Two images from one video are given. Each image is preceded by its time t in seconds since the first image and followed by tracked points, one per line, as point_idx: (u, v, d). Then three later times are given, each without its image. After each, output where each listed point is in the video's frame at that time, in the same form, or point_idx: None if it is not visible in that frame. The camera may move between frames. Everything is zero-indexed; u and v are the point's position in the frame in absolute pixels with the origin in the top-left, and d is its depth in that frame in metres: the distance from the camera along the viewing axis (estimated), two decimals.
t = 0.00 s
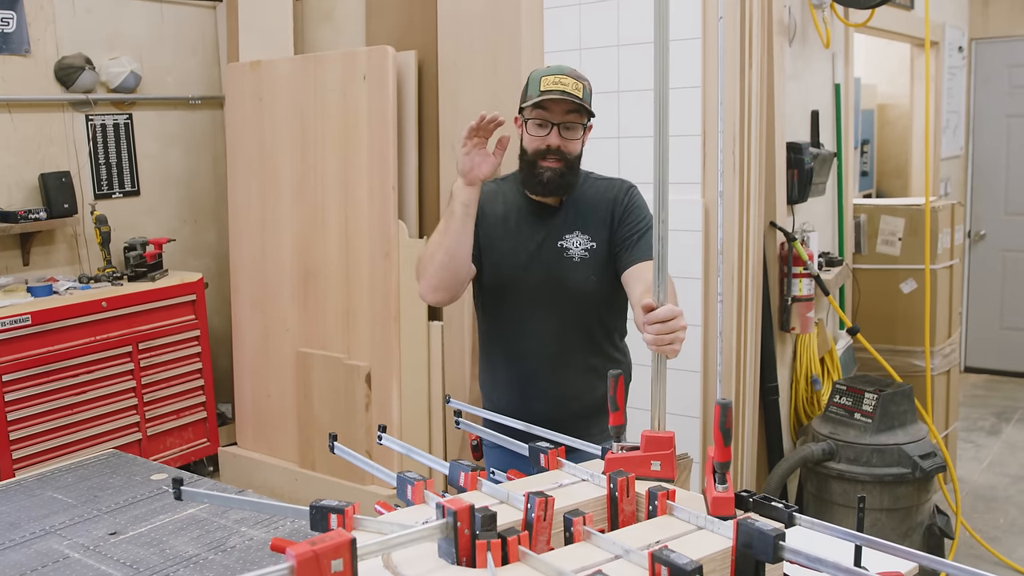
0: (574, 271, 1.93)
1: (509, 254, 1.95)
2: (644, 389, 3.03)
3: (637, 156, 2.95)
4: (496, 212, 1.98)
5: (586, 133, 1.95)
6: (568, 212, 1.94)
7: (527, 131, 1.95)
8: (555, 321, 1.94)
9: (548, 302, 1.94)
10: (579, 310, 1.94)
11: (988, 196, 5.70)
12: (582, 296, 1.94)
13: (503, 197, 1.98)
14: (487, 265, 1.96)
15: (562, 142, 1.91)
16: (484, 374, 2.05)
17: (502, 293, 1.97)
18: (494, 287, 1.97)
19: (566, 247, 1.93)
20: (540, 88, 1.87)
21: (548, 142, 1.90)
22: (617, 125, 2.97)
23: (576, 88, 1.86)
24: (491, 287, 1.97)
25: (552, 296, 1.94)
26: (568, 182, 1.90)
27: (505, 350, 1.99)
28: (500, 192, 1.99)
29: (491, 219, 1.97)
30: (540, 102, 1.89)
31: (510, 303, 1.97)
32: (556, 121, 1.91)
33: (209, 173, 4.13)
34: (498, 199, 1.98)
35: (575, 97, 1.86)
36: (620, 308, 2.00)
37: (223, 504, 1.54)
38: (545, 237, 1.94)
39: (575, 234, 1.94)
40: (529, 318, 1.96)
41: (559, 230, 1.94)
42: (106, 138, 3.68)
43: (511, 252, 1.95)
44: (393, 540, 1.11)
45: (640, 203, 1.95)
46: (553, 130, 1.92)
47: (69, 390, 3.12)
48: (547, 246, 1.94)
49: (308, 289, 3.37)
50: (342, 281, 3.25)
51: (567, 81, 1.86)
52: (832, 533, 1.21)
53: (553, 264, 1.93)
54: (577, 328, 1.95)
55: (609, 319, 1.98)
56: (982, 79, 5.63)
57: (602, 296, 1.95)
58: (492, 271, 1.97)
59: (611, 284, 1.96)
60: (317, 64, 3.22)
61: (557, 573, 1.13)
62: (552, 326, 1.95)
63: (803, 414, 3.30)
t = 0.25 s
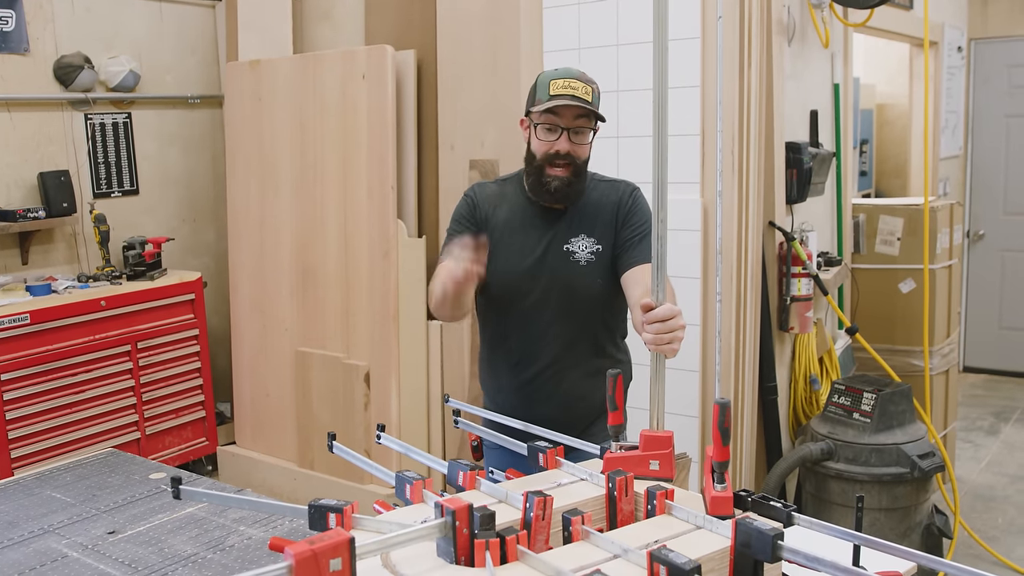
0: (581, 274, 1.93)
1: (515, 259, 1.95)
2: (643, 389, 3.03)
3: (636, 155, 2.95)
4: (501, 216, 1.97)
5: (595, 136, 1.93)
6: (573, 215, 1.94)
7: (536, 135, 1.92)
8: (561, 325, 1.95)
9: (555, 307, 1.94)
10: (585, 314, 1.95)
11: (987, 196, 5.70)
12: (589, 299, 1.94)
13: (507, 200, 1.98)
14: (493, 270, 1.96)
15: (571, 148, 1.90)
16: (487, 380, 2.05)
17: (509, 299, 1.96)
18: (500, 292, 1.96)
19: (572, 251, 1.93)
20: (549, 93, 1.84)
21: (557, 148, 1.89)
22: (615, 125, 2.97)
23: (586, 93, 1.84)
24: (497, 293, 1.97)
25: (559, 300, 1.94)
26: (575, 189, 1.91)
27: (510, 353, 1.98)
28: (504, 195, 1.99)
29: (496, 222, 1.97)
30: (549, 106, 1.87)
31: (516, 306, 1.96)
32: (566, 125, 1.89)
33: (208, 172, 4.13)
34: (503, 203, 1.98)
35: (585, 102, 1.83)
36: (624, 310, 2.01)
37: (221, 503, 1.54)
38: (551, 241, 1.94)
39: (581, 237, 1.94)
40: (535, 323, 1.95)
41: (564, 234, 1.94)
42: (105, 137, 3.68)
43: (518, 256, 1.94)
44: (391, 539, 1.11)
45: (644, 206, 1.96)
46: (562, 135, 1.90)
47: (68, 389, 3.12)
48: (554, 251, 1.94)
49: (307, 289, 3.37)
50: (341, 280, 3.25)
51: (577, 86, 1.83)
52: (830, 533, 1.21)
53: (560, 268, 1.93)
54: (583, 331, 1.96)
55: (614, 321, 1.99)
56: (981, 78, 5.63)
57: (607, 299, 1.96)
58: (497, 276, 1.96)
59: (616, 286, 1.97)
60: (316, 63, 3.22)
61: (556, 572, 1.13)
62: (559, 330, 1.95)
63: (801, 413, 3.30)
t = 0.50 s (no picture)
0: (581, 277, 1.93)
1: (516, 263, 1.95)
2: (642, 388, 3.04)
3: (635, 154, 2.95)
4: (500, 219, 1.97)
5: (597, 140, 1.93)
6: (572, 217, 1.94)
7: (538, 136, 1.92)
8: (561, 327, 1.95)
9: (555, 309, 1.94)
10: (585, 316, 1.95)
11: (986, 194, 5.70)
12: (589, 301, 1.94)
13: (507, 203, 1.98)
14: (494, 276, 1.97)
15: (574, 151, 1.89)
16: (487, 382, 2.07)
17: (510, 303, 1.97)
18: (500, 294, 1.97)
19: (572, 253, 1.93)
20: (555, 94, 1.83)
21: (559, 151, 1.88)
22: (614, 124, 2.97)
23: (591, 97, 1.83)
24: (499, 298, 1.97)
25: (559, 302, 1.94)
26: (575, 189, 1.89)
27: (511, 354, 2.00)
28: (503, 198, 1.99)
29: (495, 226, 1.98)
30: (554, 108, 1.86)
31: (516, 309, 1.97)
32: (569, 129, 1.88)
33: (207, 172, 4.13)
34: (502, 206, 1.98)
35: (589, 106, 1.83)
36: (624, 311, 2.01)
37: (221, 503, 1.54)
38: (551, 244, 1.94)
39: (581, 240, 1.94)
40: (535, 327, 1.96)
41: (564, 236, 1.94)
42: (104, 137, 3.68)
43: (518, 259, 1.95)
44: (390, 538, 1.11)
45: (643, 207, 1.96)
46: (564, 137, 1.89)
47: (68, 390, 3.12)
48: (554, 254, 1.94)
49: (306, 289, 3.37)
50: (340, 281, 3.25)
51: (582, 89, 1.82)
52: (829, 531, 1.20)
53: (560, 271, 1.93)
54: (584, 334, 1.96)
55: (614, 323, 1.99)
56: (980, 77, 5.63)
57: (607, 301, 1.96)
58: (499, 282, 1.97)
59: (615, 287, 1.97)
60: (315, 63, 3.22)
61: (555, 571, 1.13)
62: (559, 333, 1.95)
63: (801, 413, 3.30)
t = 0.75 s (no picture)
0: (574, 272, 1.93)
1: (508, 258, 1.96)
2: (641, 386, 3.04)
3: (633, 152, 2.95)
4: (493, 215, 1.98)
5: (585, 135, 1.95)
6: (565, 213, 1.94)
7: (526, 133, 1.94)
8: (554, 322, 1.95)
9: (548, 305, 1.94)
10: (578, 312, 1.95)
11: (985, 191, 5.71)
12: (582, 297, 1.94)
13: (499, 199, 1.99)
14: (487, 270, 1.98)
15: (562, 146, 1.90)
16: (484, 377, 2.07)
17: (503, 296, 1.98)
18: (493, 288, 1.97)
19: (565, 248, 1.93)
20: (540, 91, 1.84)
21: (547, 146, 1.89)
22: (612, 122, 2.97)
23: (577, 92, 1.84)
24: (491, 292, 1.98)
25: (552, 298, 1.94)
26: (565, 184, 1.89)
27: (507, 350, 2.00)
28: (496, 194, 2.00)
29: (488, 221, 1.98)
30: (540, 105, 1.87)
31: (509, 304, 1.98)
32: (556, 124, 1.90)
33: (205, 172, 4.13)
34: (495, 201, 1.99)
35: (576, 101, 1.84)
36: (618, 308, 2.01)
37: (221, 502, 1.54)
38: (543, 239, 1.94)
39: (573, 235, 1.94)
40: (529, 322, 1.96)
41: (556, 232, 1.94)
42: (102, 138, 3.67)
43: (510, 254, 1.95)
44: (389, 537, 1.11)
45: (636, 203, 1.96)
46: (552, 133, 1.91)
47: (67, 390, 3.12)
48: (546, 249, 1.94)
49: (305, 288, 3.37)
50: (339, 280, 3.25)
51: (568, 85, 1.84)
52: (828, 528, 1.21)
53: (552, 266, 1.93)
54: (577, 330, 1.96)
55: (608, 319, 1.98)
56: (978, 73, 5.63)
57: (601, 296, 1.96)
58: (491, 276, 1.98)
59: (609, 283, 1.97)
60: (312, 62, 3.22)
61: (554, 569, 1.13)
62: (552, 328, 1.95)
63: (800, 409, 3.29)
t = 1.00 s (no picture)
0: (571, 271, 1.93)
1: (506, 257, 1.97)
2: (643, 387, 3.04)
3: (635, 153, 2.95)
4: (492, 216, 2.00)
5: (583, 136, 1.96)
6: (563, 213, 1.95)
7: (524, 134, 1.95)
8: (551, 321, 1.95)
9: (545, 304, 1.95)
10: (575, 311, 1.94)
11: (987, 192, 5.70)
12: (579, 297, 1.94)
13: (499, 200, 2.00)
14: (486, 269, 1.99)
15: (560, 145, 1.91)
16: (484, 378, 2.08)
17: (501, 295, 1.98)
18: (490, 288, 1.99)
19: (562, 248, 1.94)
20: (538, 91, 1.86)
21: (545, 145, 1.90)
22: (614, 123, 2.97)
23: (574, 91, 1.86)
24: (489, 292, 1.99)
25: (549, 297, 1.94)
26: (564, 182, 1.89)
27: (505, 349, 2.00)
28: (496, 196, 2.01)
29: (487, 222, 2.00)
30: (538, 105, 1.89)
31: (507, 303, 1.98)
32: (554, 124, 1.92)
33: (208, 173, 4.13)
34: (494, 202, 2.01)
35: (573, 100, 1.85)
36: (618, 308, 1.99)
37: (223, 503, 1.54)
38: (541, 239, 1.95)
39: (571, 235, 1.94)
40: (527, 321, 1.97)
41: (554, 231, 1.95)
42: (105, 138, 3.68)
43: (507, 254, 1.97)
44: (392, 538, 1.11)
45: (636, 203, 1.95)
46: (550, 133, 1.92)
47: (69, 391, 3.12)
48: (543, 249, 1.95)
49: (307, 289, 3.37)
50: (342, 280, 3.25)
51: (566, 84, 1.85)
52: (831, 530, 1.20)
53: (549, 265, 1.94)
54: (574, 329, 1.95)
55: (606, 319, 1.97)
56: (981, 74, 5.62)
57: (599, 297, 1.95)
58: (490, 275, 1.99)
59: (607, 283, 1.96)
60: (315, 63, 3.22)
61: (557, 570, 1.13)
62: (550, 327, 1.95)
63: (802, 410, 3.29)
